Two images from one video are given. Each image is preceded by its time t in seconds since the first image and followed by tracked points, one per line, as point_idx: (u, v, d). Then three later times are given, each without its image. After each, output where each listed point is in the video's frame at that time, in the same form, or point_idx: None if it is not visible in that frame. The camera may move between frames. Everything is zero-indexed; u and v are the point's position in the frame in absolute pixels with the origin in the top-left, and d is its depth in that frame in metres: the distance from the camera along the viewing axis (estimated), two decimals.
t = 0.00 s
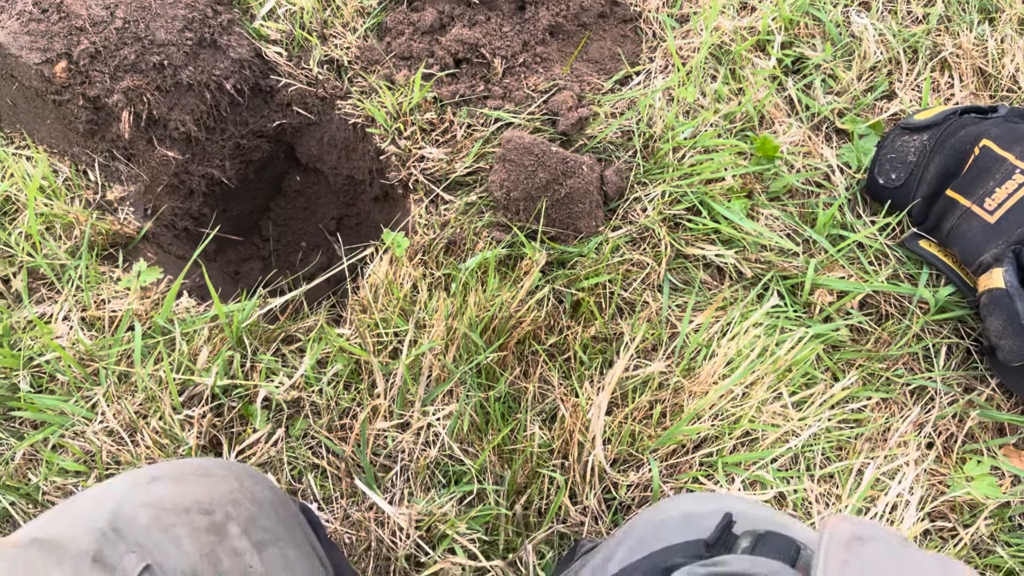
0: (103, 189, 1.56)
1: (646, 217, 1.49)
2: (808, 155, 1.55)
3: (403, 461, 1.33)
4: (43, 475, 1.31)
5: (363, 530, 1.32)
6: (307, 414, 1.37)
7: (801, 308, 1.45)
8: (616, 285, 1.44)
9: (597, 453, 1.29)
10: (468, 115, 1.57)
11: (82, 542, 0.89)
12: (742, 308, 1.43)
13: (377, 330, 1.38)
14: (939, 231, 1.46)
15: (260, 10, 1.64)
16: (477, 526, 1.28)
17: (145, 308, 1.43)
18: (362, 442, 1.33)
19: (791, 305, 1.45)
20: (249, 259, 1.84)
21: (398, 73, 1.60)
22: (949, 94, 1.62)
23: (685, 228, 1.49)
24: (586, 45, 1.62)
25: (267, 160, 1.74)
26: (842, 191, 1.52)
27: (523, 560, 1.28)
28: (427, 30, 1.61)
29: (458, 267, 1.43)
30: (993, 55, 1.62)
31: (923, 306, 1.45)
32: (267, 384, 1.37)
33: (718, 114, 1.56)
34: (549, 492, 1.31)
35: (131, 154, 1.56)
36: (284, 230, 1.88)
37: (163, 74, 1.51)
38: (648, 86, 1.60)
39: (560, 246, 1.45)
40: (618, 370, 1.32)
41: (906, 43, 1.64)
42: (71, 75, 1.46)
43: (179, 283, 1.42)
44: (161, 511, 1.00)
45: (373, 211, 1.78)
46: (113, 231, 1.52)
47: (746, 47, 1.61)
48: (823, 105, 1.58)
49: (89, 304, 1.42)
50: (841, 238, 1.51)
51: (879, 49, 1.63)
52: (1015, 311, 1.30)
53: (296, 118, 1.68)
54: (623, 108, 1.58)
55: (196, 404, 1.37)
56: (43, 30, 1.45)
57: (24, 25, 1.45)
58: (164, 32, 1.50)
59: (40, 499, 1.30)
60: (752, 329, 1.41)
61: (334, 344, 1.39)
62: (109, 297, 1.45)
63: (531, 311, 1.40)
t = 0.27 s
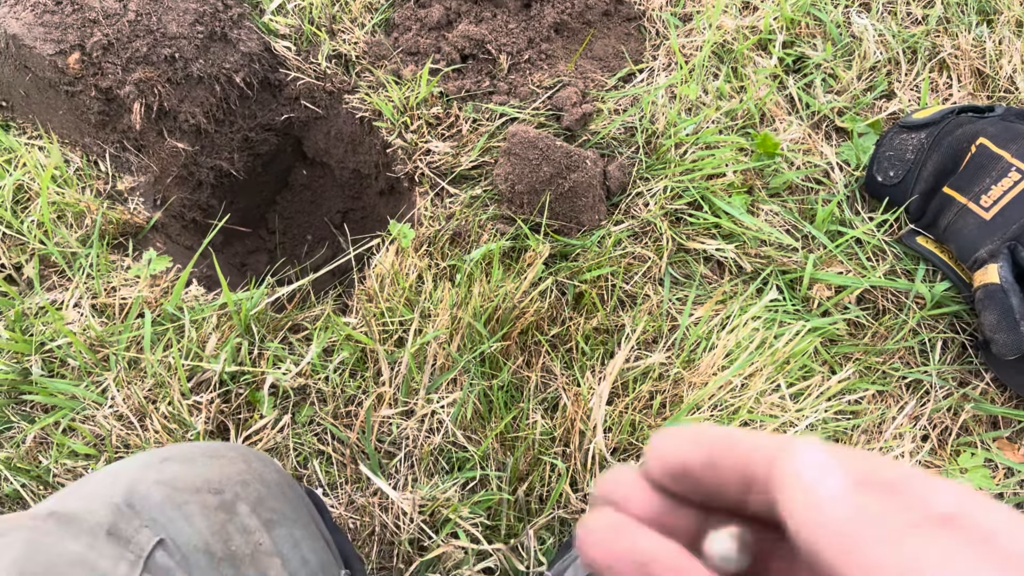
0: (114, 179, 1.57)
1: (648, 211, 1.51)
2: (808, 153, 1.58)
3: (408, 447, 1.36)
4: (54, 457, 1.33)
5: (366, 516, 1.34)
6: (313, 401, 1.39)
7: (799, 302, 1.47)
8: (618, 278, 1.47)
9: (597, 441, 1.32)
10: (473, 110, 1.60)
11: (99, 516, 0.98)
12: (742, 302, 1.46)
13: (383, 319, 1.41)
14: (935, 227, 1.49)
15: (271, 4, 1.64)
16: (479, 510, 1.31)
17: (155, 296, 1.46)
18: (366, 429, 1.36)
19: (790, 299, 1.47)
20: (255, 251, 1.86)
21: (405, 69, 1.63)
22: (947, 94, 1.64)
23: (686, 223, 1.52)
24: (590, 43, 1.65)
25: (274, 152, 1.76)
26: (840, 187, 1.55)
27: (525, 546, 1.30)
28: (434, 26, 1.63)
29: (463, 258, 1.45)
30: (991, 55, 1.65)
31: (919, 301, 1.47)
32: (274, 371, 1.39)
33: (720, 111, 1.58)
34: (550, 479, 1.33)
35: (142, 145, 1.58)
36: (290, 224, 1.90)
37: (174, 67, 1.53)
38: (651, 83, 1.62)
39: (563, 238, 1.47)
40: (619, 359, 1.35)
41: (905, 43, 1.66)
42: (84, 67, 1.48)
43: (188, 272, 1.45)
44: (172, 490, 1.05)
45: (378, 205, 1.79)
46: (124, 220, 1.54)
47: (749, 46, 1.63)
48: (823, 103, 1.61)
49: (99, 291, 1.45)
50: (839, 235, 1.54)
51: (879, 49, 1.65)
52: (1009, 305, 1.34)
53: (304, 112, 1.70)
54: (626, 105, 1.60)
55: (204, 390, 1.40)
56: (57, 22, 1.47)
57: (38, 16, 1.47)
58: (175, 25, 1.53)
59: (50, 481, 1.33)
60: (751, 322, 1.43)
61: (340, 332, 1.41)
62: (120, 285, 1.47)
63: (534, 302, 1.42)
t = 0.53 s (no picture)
0: (124, 169, 1.59)
1: (651, 207, 1.53)
2: (809, 150, 1.60)
3: (412, 435, 1.38)
4: (63, 441, 1.35)
5: (371, 502, 1.36)
6: (319, 389, 1.41)
7: (801, 297, 1.48)
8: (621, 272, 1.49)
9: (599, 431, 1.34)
10: (480, 105, 1.62)
11: (113, 493, 1.07)
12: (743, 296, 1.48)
13: (389, 310, 1.43)
14: (935, 225, 1.50)
15: None
16: (482, 497, 1.32)
17: (164, 284, 1.48)
18: (372, 417, 1.38)
19: (791, 294, 1.48)
20: (262, 244, 1.85)
21: (412, 64, 1.64)
22: (948, 95, 1.66)
23: (689, 218, 1.54)
24: (596, 40, 1.67)
25: (283, 146, 1.75)
26: (842, 185, 1.57)
27: (527, 533, 1.32)
28: (441, 22, 1.65)
29: (468, 250, 1.47)
30: (991, 57, 1.67)
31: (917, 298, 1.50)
32: (281, 359, 1.41)
33: (723, 108, 1.60)
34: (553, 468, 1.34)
35: (152, 136, 1.59)
36: (296, 217, 1.89)
37: (185, 59, 1.55)
38: (656, 82, 1.64)
39: (567, 232, 1.49)
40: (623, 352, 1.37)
41: (906, 44, 1.68)
42: (97, 57, 1.50)
43: (197, 261, 1.46)
44: (182, 470, 1.12)
45: (383, 199, 1.75)
46: (134, 210, 1.55)
47: (751, 45, 1.65)
48: (825, 102, 1.63)
49: (109, 279, 1.47)
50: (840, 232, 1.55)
51: (881, 50, 1.67)
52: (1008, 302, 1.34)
53: (312, 105, 1.70)
54: (631, 102, 1.61)
55: (211, 376, 1.41)
56: (71, 14, 1.49)
57: (52, 8, 1.49)
58: (187, 18, 1.54)
59: (59, 464, 1.35)
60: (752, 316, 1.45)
61: (347, 322, 1.44)
62: (129, 273, 1.49)
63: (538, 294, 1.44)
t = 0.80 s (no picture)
0: (123, 163, 1.55)
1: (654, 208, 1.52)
2: (815, 152, 1.59)
3: (411, 435, 1.36)
4: (60, 437, 1.36)
5: (368, 502, 1.36)
6: (317, 388, 1.40)
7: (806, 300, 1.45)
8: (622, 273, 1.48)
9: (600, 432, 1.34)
10: (482, 103, 1.60)
11: (112, 487, 1.04)
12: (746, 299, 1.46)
13: (388, 309, 1.43)
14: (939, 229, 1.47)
15: None
16: (480, 498, 1.32)
17: (161, 280, 1.47)
18: (370, 417, 1.38)
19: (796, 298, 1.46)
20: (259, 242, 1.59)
21: (414, 61, 1.63)
22: (954, 99, 1.64)
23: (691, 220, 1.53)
24: (600, 40, 1.63)
25: (281, 142, 1.59)
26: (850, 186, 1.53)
27: (525, 535, 1.32)
28: (444, 19, 1.63)
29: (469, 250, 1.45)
30: (997, 62, 1.65)
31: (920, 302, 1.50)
32: (279, 356, 1.41)
33: (727, 110, 1.59)
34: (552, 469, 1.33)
35: (151, 130, 1.53)
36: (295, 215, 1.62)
37: (186, 54, 1.50)
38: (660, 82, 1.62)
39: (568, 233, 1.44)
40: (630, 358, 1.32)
41: (912, 48, 1.67)
42: (98, 52, 1.48)
43: (195, 257, 1.45)
44: (181, 466, 1.10)
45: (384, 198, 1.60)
46: (133, 205, 1.54)
47: (757, 47, 1.64)
48: (829, 104, 1.62)
49: (107, 274, 1.47)
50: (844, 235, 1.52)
51: (886, 53, 1.66)
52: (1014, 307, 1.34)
53: (313, 104, 1.60)
54: (634, 102, 1.60)
55: (208, 374, 1.42)
56: (72, 8, 1.48)
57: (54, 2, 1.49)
58: (189, 13, 1.51)
59: (56, 460, 1.36)
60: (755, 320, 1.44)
61: (345, 321, 1.42)
62: (126, 269, 1.49)
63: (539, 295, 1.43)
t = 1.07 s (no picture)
0: (129, 171, 1.55)
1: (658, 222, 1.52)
2: (819, 167, 1.60)
3: (412, 446, 1.38)
4: (63, 444, 1.37)
5: (370, 513, 1.37)
6: (320, 397, 1.41)
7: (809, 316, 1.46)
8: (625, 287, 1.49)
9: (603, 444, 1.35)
10: (487, 115, 1.62)
11: (118, 499, 1.07)
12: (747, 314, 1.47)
13: (392, 319, 1.45)
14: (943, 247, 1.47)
15: (289, 4, 1.69)
16: (481, 512, 1.34)
17: (166, 288, 1.48)
18: (372, 428, 1.39)
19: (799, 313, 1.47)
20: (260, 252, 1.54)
21: (420, 71, 1.64)
22: (956, 115, 1.66)
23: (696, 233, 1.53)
24: (605, 53, 1.64)
25: (287, 151, 1.52)
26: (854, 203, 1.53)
27: (526, 548, 1.34)
28: (450, 31, 1.64)
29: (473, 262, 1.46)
30: (1000, 80, 1.65)
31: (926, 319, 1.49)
32: (282, 365, 1.42)
33: (732, 124, 1.60)
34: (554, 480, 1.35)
35: (157, 138, 1.52)
36: (299, 221, 1.52)
37: (192, 63, 1.48)
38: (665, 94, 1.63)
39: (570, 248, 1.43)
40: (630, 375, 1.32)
41: (916, 64, 1.68)
42: (105, 60, 1.46)
43: (201, 264, 1.46)
44: (188, 478, 1.15)
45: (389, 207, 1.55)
46: (138, 212, 1.54)
47: (762, 61, 1.66)
48: (834, 120, 1.63)
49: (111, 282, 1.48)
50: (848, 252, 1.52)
51: (890, 69, 1.67)
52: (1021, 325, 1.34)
53: (317, 112, 1.57)
54: (639, 115, 1.60)
55: (211, 383, 1.43)
56: (79, 14, 1.46)
57: (62, 9, 1.47)
58: (196, 22, 1.49)
59: (59, 467, 1.36)
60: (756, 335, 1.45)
61: (349, 330, 1.43)
62: (131, 276, 1.50)
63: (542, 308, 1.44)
